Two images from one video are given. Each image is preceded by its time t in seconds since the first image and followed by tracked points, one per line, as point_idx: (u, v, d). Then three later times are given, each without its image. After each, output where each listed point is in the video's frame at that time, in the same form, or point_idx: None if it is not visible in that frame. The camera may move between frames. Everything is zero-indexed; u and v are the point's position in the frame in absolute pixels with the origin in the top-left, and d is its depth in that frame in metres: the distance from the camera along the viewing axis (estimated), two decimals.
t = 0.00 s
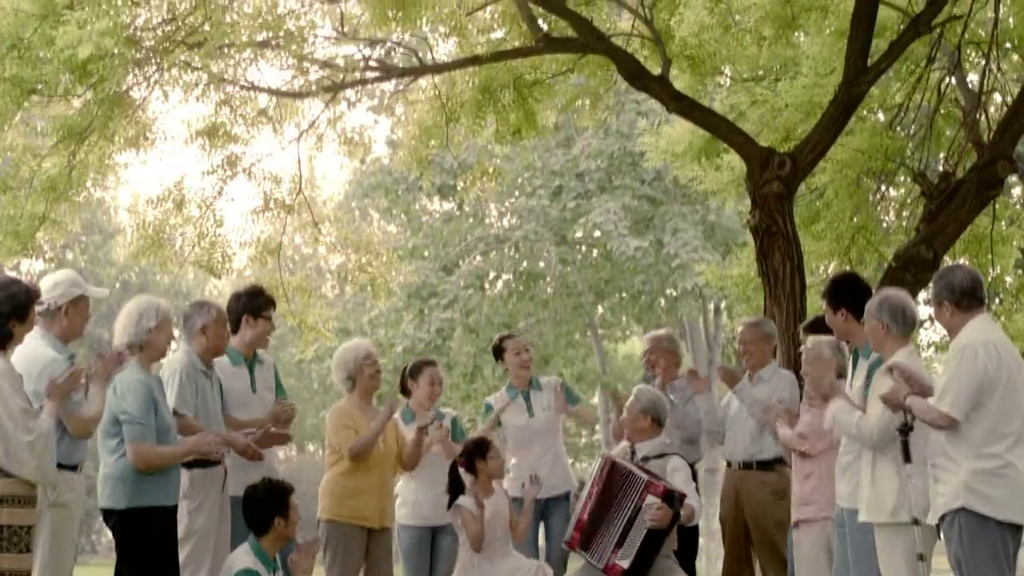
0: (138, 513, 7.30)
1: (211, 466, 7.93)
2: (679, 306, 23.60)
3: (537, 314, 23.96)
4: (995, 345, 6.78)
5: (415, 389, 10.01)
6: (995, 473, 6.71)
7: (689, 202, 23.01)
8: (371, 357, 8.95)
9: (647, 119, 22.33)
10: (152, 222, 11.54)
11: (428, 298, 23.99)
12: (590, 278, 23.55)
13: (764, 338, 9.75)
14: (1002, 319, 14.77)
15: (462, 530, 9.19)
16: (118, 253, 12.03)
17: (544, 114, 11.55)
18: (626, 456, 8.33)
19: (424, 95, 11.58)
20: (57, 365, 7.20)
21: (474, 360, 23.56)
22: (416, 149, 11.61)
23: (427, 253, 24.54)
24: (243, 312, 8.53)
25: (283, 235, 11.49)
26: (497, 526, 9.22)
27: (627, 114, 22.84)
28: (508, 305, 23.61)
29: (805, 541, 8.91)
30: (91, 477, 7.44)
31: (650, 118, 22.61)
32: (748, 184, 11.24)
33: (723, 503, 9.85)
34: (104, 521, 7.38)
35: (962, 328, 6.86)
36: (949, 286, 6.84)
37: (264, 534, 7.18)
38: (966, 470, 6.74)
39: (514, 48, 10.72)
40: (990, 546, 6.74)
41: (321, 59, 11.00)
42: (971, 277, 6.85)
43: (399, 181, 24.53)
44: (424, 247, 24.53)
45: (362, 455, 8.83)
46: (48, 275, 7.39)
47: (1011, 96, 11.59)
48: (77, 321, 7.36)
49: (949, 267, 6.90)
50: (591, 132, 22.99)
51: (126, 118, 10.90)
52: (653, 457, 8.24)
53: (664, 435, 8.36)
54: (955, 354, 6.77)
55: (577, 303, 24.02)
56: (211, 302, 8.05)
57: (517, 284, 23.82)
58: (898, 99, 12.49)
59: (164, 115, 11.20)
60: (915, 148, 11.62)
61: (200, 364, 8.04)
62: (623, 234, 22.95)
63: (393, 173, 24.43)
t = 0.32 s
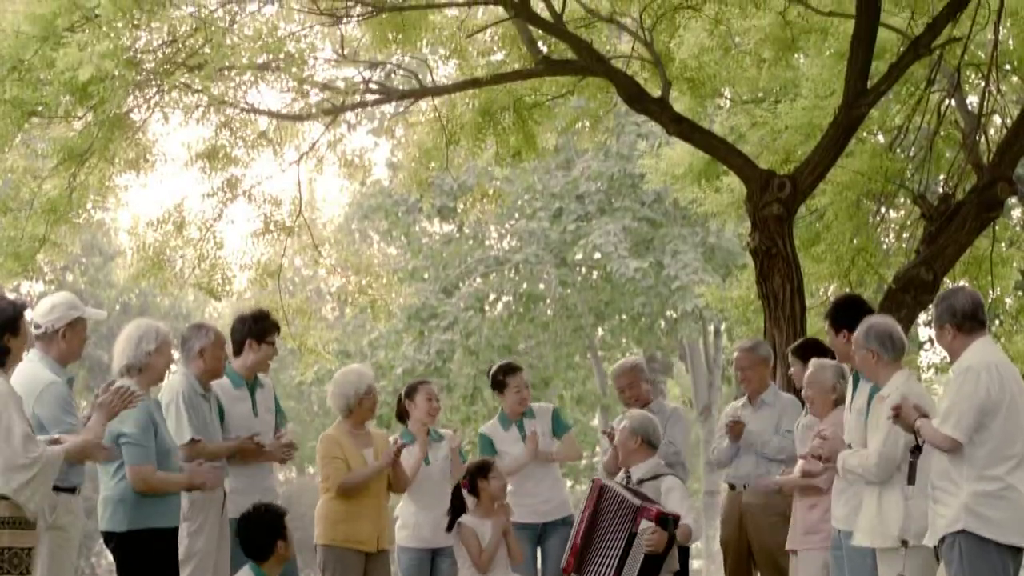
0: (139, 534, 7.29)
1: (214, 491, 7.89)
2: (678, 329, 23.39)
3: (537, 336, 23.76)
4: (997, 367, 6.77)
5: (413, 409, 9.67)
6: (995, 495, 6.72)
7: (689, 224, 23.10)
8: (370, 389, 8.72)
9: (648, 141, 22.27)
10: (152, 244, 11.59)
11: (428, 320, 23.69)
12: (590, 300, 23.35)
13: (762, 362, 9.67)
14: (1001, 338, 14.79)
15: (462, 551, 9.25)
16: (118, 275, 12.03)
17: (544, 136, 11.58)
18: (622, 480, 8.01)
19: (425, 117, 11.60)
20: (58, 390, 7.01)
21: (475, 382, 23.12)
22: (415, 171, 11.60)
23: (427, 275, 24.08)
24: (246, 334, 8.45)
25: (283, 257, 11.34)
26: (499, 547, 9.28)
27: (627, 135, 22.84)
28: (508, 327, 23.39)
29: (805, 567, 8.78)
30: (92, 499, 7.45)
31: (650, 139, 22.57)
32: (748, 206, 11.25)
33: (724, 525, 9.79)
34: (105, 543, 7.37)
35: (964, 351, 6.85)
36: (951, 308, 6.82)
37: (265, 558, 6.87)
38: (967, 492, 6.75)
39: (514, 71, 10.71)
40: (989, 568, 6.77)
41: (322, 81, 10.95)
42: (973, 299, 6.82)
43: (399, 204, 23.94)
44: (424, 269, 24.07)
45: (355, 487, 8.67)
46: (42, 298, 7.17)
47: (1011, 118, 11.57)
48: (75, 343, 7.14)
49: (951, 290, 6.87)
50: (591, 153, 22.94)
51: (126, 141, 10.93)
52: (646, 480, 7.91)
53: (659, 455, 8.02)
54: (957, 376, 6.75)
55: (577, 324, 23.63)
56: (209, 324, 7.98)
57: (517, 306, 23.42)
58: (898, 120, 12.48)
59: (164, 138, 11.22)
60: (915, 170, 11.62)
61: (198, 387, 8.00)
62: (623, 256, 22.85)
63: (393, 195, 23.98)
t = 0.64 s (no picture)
0: (138, 553, 7.29)
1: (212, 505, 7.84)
2: (678, 348, 23.34)
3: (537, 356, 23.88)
4: (1000, 388, 6.77)
5: (410, 433, 9.69)
6: (996, 516, 6.73)
7: (689, 244, 23.09)
8: (361, 408, 8.63)
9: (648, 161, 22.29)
10: (152, 264, 11.54)
11: (428, 340, 23.59)
12: (589, 320, 23.28)
13: (762, 382, 9.64)
14: (1003, 359, 14.78)
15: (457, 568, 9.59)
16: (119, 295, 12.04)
17: (544, 156, 11.60)
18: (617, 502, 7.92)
19: (425, 138, 11.60)
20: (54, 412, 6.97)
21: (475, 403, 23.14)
22: (416, 192, 11.62)
23: (427, 296, 24.11)
24: (248, 353, 8.42)
25: (283, 277, 11.38)
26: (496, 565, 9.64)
27: (627, 155, 22.79)
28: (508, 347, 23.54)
29: None
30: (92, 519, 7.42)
31: (650, 158, 22.60)
32: (748, 226, 11.27)
33: (725, 545, 9.71)
34: (103, 564, 7.33)
35: (967, 370, 6.85)
36: (955, 327, 6.82)
37: None
38: (968, 512, 6.76)
39: (514, 91, 10.73)
40: None
41: (321, 101, 11.02)
42: (977, 319, 6.83)
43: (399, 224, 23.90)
44: (424, 289, 24.07)
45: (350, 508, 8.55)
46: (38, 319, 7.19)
47: (1011, 138, 11.56)
48: (72, 364, 7.14)
49: (954, 309, 6.88)
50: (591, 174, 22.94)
51: (127, 161, 10.96)
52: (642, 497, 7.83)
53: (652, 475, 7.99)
54: (959, 397, 6.75)
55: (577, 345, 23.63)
56: (209, 344, 7.95)
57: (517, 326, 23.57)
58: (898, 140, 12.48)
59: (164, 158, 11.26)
60: (914, 190, 11.63)
61: (197, 409, 7.92)
62: (624, 275, 22.71)
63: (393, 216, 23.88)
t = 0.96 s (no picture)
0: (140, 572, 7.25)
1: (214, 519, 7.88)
2: (678, 367, 23.37)
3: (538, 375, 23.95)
4: (999, 406, 6.77)
5: (410, 449, 9.42)
6: (996, 535, 6.73)
7: (689, 262, 23.07)
8: (356, 418, 8.50)
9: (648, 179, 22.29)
10: (152, 283, 11.54)
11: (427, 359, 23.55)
12: (590, 338, 23.48)
13: (767, 402, 9.47)
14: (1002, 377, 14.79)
15: None
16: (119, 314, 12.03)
17: (544, 176, 11.60)
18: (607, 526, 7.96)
19: (425, 157, 11.64)
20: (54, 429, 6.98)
21: (474, 422, 23.01)
22: (416, 212, 11.62)
23: (427, 314, 24.07)
24: (249, 371, 8.37)
25: (283, 296, 11.34)
26: None
27: (627, 174, 22.78)
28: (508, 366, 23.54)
29: None
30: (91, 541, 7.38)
31: (650, 177, 22.60)
32: (748, 245, 11.27)
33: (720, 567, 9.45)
34: None
35: (967, 389, 6.83)
36: (956, 345, 6.80)
37: None
38: (968, 531, 6.77)
39: (514, 110, 10.73)
40: None
41: (322, 120, 11.06)
42: (978, 337, 6.80)
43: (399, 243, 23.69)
44: (424, 308, 23.99)
45: (346, 516, 8.39)
46: (38, 336, 7.16)
47: (1011, 157, 11.56)
48: (70, 382, 7.16)
49: (955, 326, 6.86)
50: (591, 193, 22.94)
51: (127, 180, 10.96)
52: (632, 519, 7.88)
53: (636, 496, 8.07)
54: (957, 415, 6.75)
55: (577, 363, 23.70)
56: (208, 364, 7.96)
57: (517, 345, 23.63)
58: (897, 159, 12.48)
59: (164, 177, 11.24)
60: (914, 209, 11.63)
61: (195, 427, 7.96)
62: (624, 294, 22.71)
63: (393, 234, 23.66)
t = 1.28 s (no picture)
0: None
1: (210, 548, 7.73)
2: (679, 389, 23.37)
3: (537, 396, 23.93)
4: (1000, 428, 6.74)
5: (410, 470, 9.38)
6: (996, 556, 6.76)
7: (689, 284, 23.06)
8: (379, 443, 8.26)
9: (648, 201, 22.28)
10: (152, 304, 11.56)
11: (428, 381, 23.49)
12: (590, 360, 23.55)
13: (762, 423, 9.11)
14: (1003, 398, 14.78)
15: None
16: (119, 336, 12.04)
17: (544, 198, 11.61)
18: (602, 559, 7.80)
19: (425, 179, 11.67)
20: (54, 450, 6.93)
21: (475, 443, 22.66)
22: (416, 233, 11.63)
23: (427, 336, 24.11)
24: (244, 396, 8.16)
25: (282, 318, 11.36)
26: None
27: (627, 195, 22.75)
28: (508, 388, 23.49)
29: None
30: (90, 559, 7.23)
31: (651, 199, 22.60)
32: (748, 267, 11.28)
33: None
34: None
35: (967, 410, 6.79)
36: (954, 368, 6.76)
37: None
38: (968, 553, 6.80)
39: (514, 132, 10.75)
40: None
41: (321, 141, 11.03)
42: (976, 358, 6.77)
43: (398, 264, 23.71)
44: (424, 328, 24.14)
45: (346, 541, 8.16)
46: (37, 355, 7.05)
47: (1011, 177, 11.57)
48: (68, 404, 7.05)
49: (954, 348, 6.81)
50: (591, 214, 22.91)
51: (127, 202, 10.97)
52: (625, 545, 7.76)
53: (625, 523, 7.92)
54: (958, 437, 6.74)
55: (577, 386, 23.89)
56: (207, 386, 7.72)
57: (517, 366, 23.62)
58: (898, 180, 12.48)
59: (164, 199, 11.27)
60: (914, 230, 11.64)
61: (192, 448, 7.73)
62: (624, 315, 22.69)
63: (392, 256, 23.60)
